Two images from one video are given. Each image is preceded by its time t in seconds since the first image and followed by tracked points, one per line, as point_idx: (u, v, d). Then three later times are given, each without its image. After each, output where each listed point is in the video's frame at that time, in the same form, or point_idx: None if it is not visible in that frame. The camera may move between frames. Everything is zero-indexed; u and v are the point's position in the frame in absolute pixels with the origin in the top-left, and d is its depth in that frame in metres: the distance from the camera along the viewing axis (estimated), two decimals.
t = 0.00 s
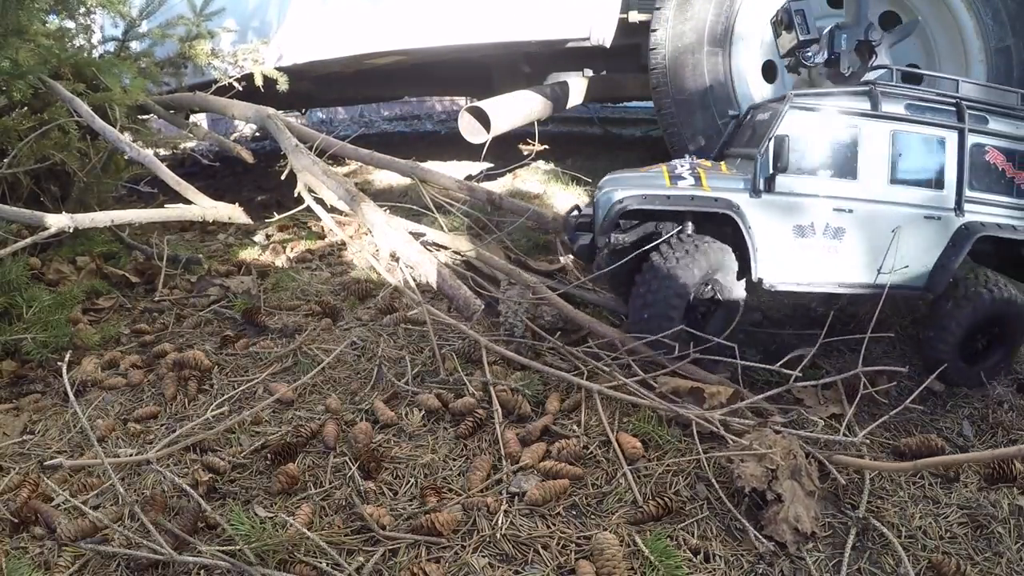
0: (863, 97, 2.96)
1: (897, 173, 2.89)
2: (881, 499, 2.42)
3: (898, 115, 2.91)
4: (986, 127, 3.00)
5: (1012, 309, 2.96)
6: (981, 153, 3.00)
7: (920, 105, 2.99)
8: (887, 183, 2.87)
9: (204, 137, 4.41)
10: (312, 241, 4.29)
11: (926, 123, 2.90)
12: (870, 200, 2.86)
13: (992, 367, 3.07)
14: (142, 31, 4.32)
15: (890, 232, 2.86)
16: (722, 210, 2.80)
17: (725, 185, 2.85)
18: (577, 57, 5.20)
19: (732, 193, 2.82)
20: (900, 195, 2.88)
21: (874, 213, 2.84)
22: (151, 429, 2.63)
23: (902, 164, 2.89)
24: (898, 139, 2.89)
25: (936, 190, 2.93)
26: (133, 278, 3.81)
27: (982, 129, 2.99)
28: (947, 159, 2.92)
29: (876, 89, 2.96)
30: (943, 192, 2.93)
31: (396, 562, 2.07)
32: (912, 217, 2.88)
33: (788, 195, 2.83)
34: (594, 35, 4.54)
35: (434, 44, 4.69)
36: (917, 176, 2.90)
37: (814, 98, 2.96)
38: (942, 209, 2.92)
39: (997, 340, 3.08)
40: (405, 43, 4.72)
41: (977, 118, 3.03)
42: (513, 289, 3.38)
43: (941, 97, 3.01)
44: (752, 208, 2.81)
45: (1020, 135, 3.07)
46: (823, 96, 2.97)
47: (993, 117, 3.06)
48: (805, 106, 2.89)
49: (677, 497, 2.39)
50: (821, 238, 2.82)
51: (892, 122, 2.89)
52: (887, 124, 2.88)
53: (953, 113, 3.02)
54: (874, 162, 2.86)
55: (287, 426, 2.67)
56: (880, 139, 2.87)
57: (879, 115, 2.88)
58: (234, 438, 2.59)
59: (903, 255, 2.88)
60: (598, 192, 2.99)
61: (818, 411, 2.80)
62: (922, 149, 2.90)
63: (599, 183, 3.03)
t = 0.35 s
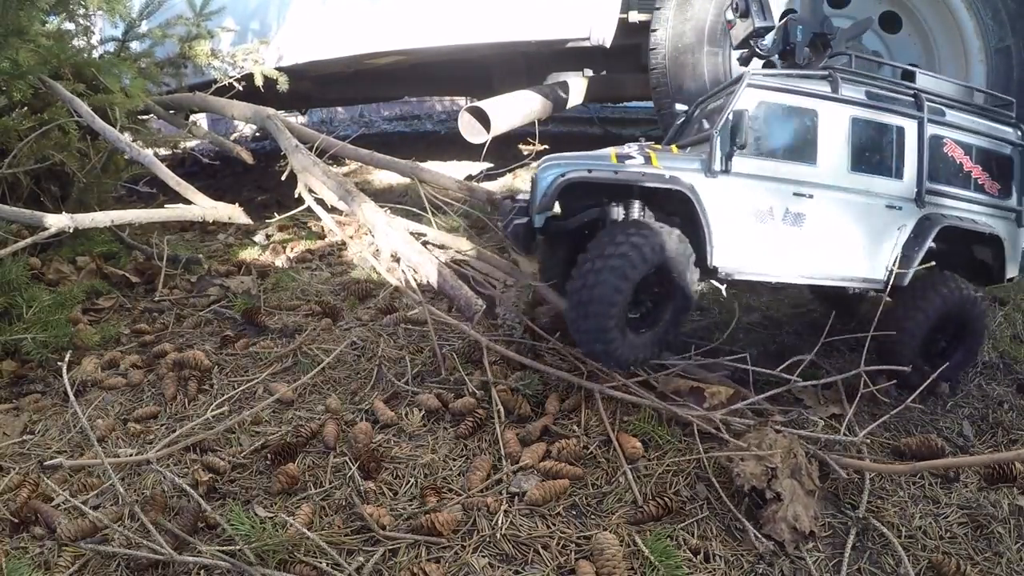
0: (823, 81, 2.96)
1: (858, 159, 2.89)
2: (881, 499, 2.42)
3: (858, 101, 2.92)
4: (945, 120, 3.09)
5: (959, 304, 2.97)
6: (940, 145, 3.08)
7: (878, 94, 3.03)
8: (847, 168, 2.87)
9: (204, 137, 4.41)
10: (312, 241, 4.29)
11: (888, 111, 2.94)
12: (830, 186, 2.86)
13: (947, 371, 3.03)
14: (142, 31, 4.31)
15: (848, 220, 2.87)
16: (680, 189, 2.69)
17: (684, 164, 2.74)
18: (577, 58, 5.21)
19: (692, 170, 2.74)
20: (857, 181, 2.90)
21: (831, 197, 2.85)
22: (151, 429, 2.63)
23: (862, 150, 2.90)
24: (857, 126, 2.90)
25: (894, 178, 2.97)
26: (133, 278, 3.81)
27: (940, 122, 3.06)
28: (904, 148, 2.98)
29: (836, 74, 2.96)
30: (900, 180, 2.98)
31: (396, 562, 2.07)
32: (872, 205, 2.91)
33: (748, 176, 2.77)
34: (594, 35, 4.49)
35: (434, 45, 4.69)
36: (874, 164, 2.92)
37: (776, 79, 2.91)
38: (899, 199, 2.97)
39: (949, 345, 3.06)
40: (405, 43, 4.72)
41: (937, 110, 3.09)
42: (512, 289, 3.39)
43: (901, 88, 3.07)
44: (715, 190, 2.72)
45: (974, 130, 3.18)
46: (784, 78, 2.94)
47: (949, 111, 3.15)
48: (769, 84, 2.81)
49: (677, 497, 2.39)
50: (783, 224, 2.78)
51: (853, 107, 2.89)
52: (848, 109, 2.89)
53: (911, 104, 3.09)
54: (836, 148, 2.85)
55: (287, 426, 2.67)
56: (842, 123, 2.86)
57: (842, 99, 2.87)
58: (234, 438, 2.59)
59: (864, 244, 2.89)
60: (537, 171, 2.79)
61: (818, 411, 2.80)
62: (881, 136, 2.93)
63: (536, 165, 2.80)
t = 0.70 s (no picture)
0: (782, 84, 2.73)
1: (817, 170, 2.70)
2: (881, 499, 2.42)
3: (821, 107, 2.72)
4: (909, 129, 2.91)
5: (924, 316, 2.87)
6: (903, 156, 2.90)
7: (840, 100, 2.82)
8: (807, 181, 2.68)
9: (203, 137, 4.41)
10: (312, 241, 4.31)
11: (851, 119, 2.75)
12: (786, 200, 2.64)
13: (921, 377, 2.98)
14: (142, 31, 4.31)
15: (806, 237, 2.66)
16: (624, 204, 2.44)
17: (629, 176, 2.48)
18: (577, 58, 5.21)
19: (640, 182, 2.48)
20: (817, 195, 2.69)
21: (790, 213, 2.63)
22: (150, 429, 2.63)
23: (823, 161, 2.70)
24: (819, 134, 2.70)
25: (857, 192, 2.79)
26: (133, 278, 3.81)
27: (906, 131, 2.89)
28: (871, 159, 2.79)
29: (797, 77, 2.75)
30: (864, 196, 2.80)
31: (396, 562, 2.06)
32: (832, 220, 2.71)
33: (702, 188, 2.53)
34: (594, 35, 4.51)
35: (435, 45, 4.70)
36: (834, 176, 2.73)
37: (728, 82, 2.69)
38: (864, 216, 2.79)
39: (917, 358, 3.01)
40: (405, 43, 4.72)
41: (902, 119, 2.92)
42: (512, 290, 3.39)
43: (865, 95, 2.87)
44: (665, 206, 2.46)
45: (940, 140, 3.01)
46: (738, 80, 2.70)
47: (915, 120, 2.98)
48: (723, 87, 2.58)
49: (678, 497, 2.39)
50: (735, 242, 2.57)
51: (812, 115, 2.69)
52: (807, 116, 2.68)
53: (876, 112, 2.89)
54: (793, 158, 2.65)
55: (287, 425, 2.67)
56: (800, 133, 2.66)
57: (802, 105, 2.66)
58: (235, 438, 2.59)
59: (821, 262, 2.70)
60: (466, 179, 2.51)
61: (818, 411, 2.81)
62: (843, 146, 2.74)
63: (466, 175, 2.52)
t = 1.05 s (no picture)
0: (763, 80, 2.74)
1: (794, 169, 2.69)
2: (881, 500, 2.42)
3: (800, 104, 2.70)
4: (893, 130, 2.88)
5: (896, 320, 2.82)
6: (886, 156, 2.87)
7: (822, 98, 2.80)
8: (785, 179, 2.67)
9: (203, 138, 4.41)
10: (312, 241, 4.31)
11: (831, 117, 2.74)
12: (760, 197, 2.65)
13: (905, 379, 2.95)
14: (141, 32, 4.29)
15: (781, 233, 2.66)
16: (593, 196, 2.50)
17: (599, 165, 2.54)
18: (577, 58, 5.22)
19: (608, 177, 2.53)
20: (793, 192, 2.69)
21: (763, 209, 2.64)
22: (150, 429, 2.63)
23: (801, 159, 2.70)
24: (797, 132, 2.70)
25: (836, 192, 2.78)
26: (133, 278, 3.81)
27: (890, 132, 2.87)
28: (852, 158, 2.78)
29: (778, 73, 2.73)
30: (845, 196, 2.78)
31: (396, 562, 2.06)
32: (808, 219, 2.70)
33: (672, 185, 2.56)
34: (594, 35, 4.53)
35: (435, 45, 4.69)
36: (813, 175, 2.73)
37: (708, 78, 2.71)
38: (844, 216, 2.78)
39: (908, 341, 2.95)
40: (406, 43, 4.72)
41: (886, 119, 2.89)
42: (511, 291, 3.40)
43: (849, 93, 2.87)
44: (631, 199, 2.52)
45: (926, 143, 2.97)
46: (719, 76, 2.72)
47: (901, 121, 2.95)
48: (700, 83, 2.61)
49: (677, 496, 2.39)
50: (702, 240, 2.59)
51: (790, 112, 2.69)
52: (784, 114, 2.68)
53: (859, 111, 2.88)
54: (769, 156, 2.65)
55: (287, 425, 2.67)
56: (777, 130, 2.66)
57: (780, 102, 2.66)
58: (235, 438, 2.59)
59: (795, 261, 2.69)
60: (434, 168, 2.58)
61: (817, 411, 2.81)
62: (823, 144, 2.73)
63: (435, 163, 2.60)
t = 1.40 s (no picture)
0: (772, 65, 2.72)
1: (798, 158, 2.69)
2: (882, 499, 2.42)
3: (807, 94, 2.70)
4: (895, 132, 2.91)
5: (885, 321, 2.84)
6: (886, 157, 2.90)
7: (827, 89, 2.80)
8: (786, 170, 2.67)
9: (202, 137, 4.40)
10: (313, 241, 4.31)
11: (837, 109, 2.75)
12: (761, 184, 2.63)
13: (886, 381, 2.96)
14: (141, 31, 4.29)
15: (777, 222, 2.66)
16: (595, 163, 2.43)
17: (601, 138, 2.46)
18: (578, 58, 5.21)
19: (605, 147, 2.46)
20: (793, 180, 2.68)
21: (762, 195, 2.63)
22: (151, 429, 2.63)
23: (805, 148, 2.70)
24: (802, 121, 2.68)
25: (835, 187, 2.79)
26: (133, 278, 3.81)
27: (891, 131, 2.88)
28: (852, 153, 2.80)
29: (787, 60, 2.72)
30: (843, 192, 2.80)
31: (396, 562, 2.06)
32: (807, 210, 2.71)
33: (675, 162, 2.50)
34: (594, 36, 4.51)
35: (436, 45, 4.69)
36: (814, 165, 2.73)
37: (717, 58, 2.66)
38: (841, 212, 2.79)
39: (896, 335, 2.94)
40: (406, 43, 4.72)
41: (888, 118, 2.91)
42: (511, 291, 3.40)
43: (855, 89, 2.89)
44: (633, 170, 2.45)
45: (926, 150, 3.00)
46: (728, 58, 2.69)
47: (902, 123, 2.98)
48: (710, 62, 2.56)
49: (678, 497, 2.39)
50: (701, 225, 2.55)
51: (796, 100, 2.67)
52: (792, 102, 2.66)
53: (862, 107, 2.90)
54: (775, 143, 2.64)
55: (286, 425, 2.67)
56: (783, 119, 2.64)
57: (787, 91, 2.65)
58: (235, 438, 2.59)
59: (789, 252, 2.69)
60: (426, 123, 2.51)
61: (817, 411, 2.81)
62: (825, 136, 2.73)
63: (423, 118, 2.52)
